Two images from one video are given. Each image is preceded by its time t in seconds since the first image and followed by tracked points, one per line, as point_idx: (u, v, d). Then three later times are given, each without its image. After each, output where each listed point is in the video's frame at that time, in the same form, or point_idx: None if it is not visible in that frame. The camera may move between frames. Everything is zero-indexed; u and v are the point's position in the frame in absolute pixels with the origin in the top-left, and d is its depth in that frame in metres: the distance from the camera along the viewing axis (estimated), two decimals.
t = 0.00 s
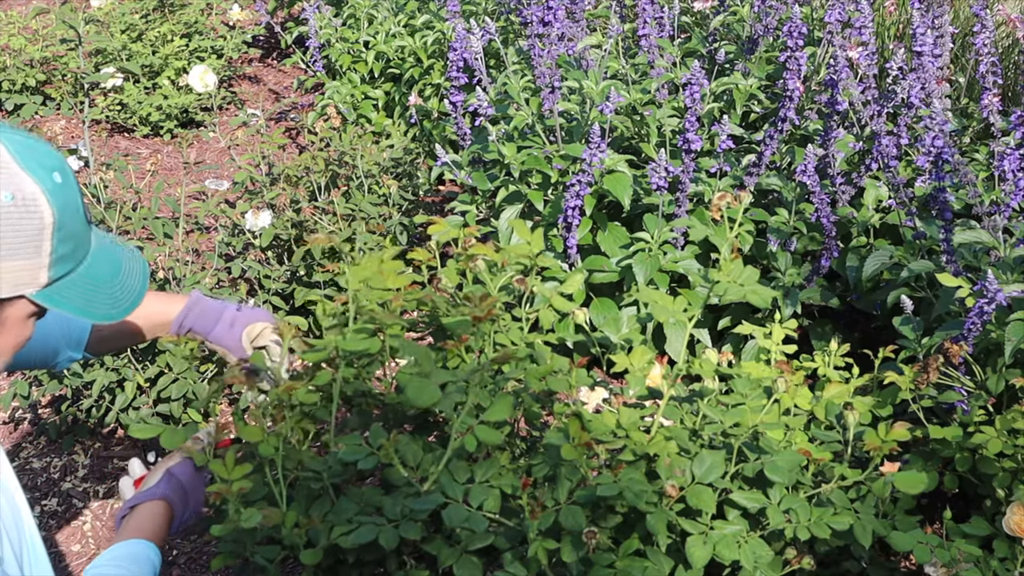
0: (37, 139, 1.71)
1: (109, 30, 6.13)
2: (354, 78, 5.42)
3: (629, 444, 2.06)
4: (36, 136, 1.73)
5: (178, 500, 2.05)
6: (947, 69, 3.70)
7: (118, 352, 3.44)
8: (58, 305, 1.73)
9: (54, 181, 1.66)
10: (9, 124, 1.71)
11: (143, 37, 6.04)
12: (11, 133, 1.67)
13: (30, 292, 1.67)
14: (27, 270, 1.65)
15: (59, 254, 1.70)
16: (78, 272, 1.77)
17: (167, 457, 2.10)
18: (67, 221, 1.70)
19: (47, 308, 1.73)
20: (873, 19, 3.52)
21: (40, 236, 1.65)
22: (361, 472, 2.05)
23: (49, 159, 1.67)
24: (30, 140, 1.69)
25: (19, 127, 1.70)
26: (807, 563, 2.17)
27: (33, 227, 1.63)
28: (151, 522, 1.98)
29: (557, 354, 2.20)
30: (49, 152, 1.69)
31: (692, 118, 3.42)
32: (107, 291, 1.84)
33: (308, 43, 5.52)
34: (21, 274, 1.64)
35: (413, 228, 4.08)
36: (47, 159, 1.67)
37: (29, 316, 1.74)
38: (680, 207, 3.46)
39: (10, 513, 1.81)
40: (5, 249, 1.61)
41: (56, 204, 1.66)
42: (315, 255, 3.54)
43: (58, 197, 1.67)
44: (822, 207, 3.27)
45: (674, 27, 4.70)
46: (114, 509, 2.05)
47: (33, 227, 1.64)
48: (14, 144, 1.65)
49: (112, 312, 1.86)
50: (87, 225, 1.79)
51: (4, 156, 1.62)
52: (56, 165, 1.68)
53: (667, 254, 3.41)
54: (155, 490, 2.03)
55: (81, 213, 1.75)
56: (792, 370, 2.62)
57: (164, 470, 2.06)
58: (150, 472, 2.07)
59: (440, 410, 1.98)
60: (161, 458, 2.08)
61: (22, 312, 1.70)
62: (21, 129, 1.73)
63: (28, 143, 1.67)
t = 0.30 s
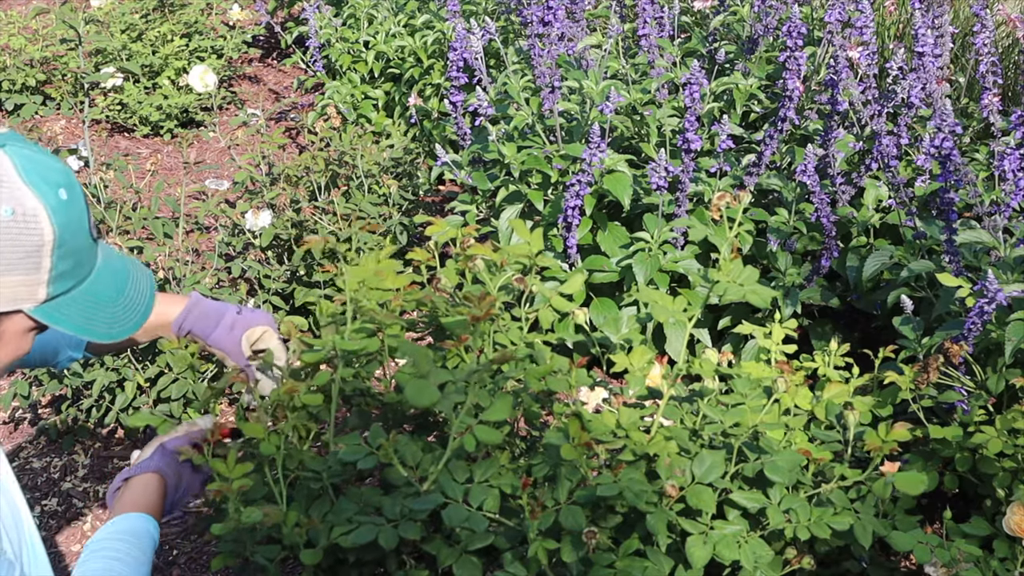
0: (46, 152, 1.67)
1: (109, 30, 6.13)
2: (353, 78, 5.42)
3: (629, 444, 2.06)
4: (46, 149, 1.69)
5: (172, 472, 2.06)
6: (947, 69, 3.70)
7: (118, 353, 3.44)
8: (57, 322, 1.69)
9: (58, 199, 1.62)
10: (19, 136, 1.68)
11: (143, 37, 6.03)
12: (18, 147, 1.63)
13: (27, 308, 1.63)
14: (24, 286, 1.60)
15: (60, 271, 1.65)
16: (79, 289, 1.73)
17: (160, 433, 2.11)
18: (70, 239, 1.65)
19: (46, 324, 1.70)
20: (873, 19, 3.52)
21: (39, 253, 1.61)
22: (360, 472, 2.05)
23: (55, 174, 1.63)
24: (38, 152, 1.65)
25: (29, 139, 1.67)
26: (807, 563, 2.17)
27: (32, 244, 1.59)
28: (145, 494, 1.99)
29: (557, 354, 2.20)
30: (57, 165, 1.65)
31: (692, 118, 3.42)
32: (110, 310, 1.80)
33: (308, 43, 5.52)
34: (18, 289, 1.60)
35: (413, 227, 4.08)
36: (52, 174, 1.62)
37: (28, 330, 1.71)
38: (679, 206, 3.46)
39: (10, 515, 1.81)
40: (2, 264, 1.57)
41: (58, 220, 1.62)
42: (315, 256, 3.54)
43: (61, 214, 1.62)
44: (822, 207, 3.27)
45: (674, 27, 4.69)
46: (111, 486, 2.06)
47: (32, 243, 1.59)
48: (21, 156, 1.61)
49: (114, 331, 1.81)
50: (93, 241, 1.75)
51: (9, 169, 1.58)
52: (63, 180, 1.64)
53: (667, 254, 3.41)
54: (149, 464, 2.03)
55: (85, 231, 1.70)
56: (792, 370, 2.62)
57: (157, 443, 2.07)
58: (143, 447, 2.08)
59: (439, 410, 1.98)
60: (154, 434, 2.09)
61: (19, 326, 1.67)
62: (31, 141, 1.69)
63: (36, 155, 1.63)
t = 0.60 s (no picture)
0: (57, 166, 1.66)
1: (109, 30, 6.13)
2: (353, 78, 5.42)
3: (629, 444, 2.06)
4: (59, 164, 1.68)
5: (166, 475, 2.05)
6: (947, 69, 3.70)
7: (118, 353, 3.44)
8: (58, 337, 1.69)
9: (65, 216, 1.61)
10: (32, 149, 1.67)
11: (142, 37, 6.03)
12: (29, 160, 1.61)
13: (29, 323, 1.63)
14: (25, 301, 1.60)
15: (63, 288, 1.65)
16: (83, 305, 1.72)
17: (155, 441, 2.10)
18: (75, 256, 1.65)
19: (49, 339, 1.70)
20: (873, 19, 3.52)
21: (42, 269, 1.60)
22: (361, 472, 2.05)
23: (64, 190, 1.62)
24: (50, 167, 1.64)
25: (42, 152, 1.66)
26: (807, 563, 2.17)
27: (34, 260, 1.59)
28: (138, 498, 1.98)
29: (558, 354, 2.20)
30: (67, 181, 1.65)
31: (692, 118, 3.42)
32: (115, 325, 1.79)
33: (308, 43, 5.52)
34: (19, 305, 1.60)
35: (413, 228, 4.08)
36: (61, 190, 1.62)
37: (31, 343, 1.71)
38: (680, 206, 3.46)
39: (10, 512, 1.82)
40: (4, 279, 1.57)
41: (64, 237, 1.61)
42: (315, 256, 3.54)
43: (67, 231, 1.62)
44: (822, 207, 3.27)
45: (674, 27, 4.70)
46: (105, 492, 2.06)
47: (36, 259, 1.59)
48: (31, 171, 1.60)
49: (120, 346, 1.81)
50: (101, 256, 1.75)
51: (16, 184, 1.57)
52: (72, 197, 1.63)
53: (667, 254, 3.41)
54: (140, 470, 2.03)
55: (92, 247, 1.69)
56: (792, 370, 2.62)
57: (150, 450, 2.06)
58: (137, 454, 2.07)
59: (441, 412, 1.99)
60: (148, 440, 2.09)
61: (21, 340, 1.67)
62: (45, 154, 1.68)
63: (47, 170, 1.63)
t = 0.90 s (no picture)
0: (54, 166, 1.66)
1: (109, 30, 6.13)
2: (354, 78, 5.42)
3: (629, 444, 2.06)
4: (55, 162, 1.68)
5: (162, 491, 2.08)
6: (947, 69, 3.70)
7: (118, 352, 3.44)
8: (61, 336, 1.69)
9: (63, 215, 1.61)
10: (28, 148, 1.67)
11: (143, 37, 6.03)
12: (26, 161, 1.61)
13: (32, 323, 1.64)
14: (26, 302, 1.61)
15: (63, 287, 1.65)
16: (85, 303, 1.73)
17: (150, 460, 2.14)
18: (74, 256, 1.65)
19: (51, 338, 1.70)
20: (873, 19, 3.52)
21: (42, 270, 1.60)
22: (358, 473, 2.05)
23: (61, 189, 1.62)
24: (47, 166, 1.64)
25: (38, 152, 1.66)
26: (807, 563, 2.17)
27: (34, 261, 1.59)
28: (135, 518, 2.02)
29: (557, 354, 2.20)
30: (65, 179, 1.64)
31: (692, 118, 3.42)
32: (117, 322, 1.80)
33: (308, 43, 5.52)
34: (20, 305, 1.61)
35: (413, 228, 4.08)
36: (59, 189, 1.62)
37: (35, 342, 1.72)
38: (679, 206, 3.46)
39: (12, 509, 1.83)
40: (4, 280, 1.57)
41: (62, 236, 1.61)
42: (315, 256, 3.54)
43: (65, 231, 1.62)
44: (822, 207, 3.27)
45: (674, 27, 4.69)
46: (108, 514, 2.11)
47: (35, 260, 1.59)
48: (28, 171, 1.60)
49: (122, 343, 1.82)
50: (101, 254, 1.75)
51: (13, 184, 1.57)
52: (69, 196, 1.63)
53: (667, 253, 3.41)
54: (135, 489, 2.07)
55: (91, 246, 1.69)
56: (792, 370, 2.62)
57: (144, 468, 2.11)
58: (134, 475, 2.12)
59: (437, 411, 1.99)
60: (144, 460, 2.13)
61: (25, 340, 1.68)
62: (41, 153, 1.68)
63: (44, 169, 1.62)
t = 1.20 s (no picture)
0: (73, 159, 1.62)
1: (109, 29, 6.14)
2: (354, 78, 5.42)
3: (629, 444, 2.06)
4: (74, 155, 1.64)
5: None
6: (947, 69, 3.70)
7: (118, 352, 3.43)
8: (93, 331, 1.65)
9: (85, 209, 1.57)
10: (46, 142, 1.63)
11: (143, 37, 6.03)
12: (45, 156, 1.57)
13: (60, 319, 1.59)
14: (53, 299, 1.56)
15: (91, 280, 1.61)
16: (112, 294, 1.68)
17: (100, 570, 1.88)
18: (100, 248, 1.60)
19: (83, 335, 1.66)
20: (873, 19, 3.52)
21: (67, 265, 1.56)
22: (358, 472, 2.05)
23: (82, 182, 1.58)
24: (66, 160, 1.60)
25: (56, 146, 1.62)
26: (807, 563, 2.16)
27: (58, 258, 1.54)
28: None
29: (557, 354, 2.21)
30: (85, 172, 1.60)
31: (692, 118, 3.42)
32: (147, 313, 1.75)
33: (308, 43, 5.52)
34: (48, 303, 1.56)
35: (413, 228, 4.08)
36: (79, 182, 1.57)
37: (64, 336, 1.66)
38: (680, 206, 3.46)
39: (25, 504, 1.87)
40: (28, 278, 1.53)
41: (86, 230, 1.57)
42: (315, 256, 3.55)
43: (89, 226, 1.57)
44: (822, 207, 3.27)
45: (674, 27, 4.69)
46: None
47: (60, 256, 1.55)
48: (48, 165, 1.56)
49: (152, 334, 1.77)
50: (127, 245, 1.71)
51: (33, 180, 1.52)
52: (90, 188, 1.59)
53: (668, 253, 3.41)
54: None
55: (116, 238, 1.65)
56: (792, 370, 2.62)
57: None
58: None
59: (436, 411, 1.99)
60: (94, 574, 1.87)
61: (54, 334, 1.62)
62: (60, 146, 1.64)
63: (64, 163, 1.58)
